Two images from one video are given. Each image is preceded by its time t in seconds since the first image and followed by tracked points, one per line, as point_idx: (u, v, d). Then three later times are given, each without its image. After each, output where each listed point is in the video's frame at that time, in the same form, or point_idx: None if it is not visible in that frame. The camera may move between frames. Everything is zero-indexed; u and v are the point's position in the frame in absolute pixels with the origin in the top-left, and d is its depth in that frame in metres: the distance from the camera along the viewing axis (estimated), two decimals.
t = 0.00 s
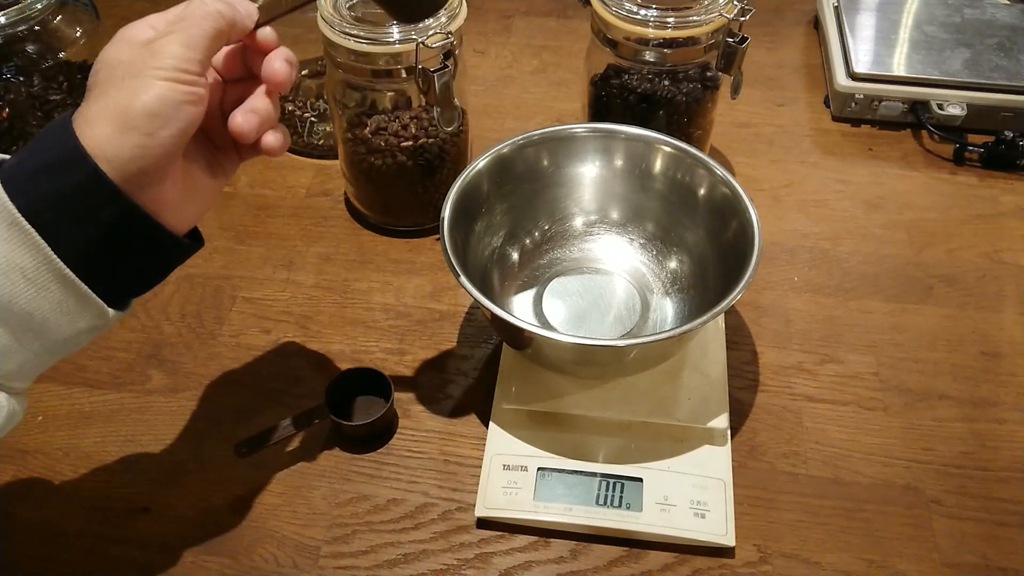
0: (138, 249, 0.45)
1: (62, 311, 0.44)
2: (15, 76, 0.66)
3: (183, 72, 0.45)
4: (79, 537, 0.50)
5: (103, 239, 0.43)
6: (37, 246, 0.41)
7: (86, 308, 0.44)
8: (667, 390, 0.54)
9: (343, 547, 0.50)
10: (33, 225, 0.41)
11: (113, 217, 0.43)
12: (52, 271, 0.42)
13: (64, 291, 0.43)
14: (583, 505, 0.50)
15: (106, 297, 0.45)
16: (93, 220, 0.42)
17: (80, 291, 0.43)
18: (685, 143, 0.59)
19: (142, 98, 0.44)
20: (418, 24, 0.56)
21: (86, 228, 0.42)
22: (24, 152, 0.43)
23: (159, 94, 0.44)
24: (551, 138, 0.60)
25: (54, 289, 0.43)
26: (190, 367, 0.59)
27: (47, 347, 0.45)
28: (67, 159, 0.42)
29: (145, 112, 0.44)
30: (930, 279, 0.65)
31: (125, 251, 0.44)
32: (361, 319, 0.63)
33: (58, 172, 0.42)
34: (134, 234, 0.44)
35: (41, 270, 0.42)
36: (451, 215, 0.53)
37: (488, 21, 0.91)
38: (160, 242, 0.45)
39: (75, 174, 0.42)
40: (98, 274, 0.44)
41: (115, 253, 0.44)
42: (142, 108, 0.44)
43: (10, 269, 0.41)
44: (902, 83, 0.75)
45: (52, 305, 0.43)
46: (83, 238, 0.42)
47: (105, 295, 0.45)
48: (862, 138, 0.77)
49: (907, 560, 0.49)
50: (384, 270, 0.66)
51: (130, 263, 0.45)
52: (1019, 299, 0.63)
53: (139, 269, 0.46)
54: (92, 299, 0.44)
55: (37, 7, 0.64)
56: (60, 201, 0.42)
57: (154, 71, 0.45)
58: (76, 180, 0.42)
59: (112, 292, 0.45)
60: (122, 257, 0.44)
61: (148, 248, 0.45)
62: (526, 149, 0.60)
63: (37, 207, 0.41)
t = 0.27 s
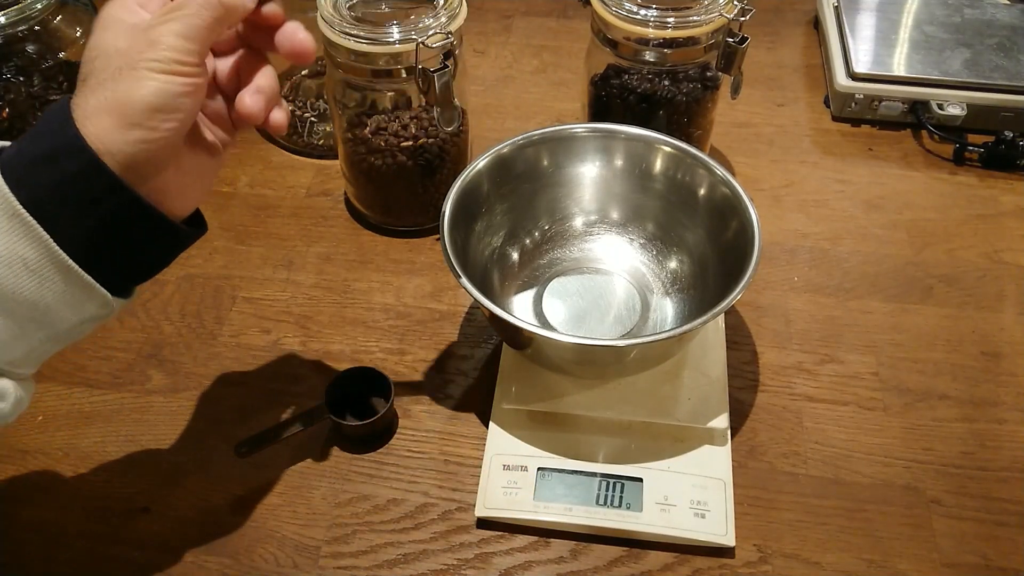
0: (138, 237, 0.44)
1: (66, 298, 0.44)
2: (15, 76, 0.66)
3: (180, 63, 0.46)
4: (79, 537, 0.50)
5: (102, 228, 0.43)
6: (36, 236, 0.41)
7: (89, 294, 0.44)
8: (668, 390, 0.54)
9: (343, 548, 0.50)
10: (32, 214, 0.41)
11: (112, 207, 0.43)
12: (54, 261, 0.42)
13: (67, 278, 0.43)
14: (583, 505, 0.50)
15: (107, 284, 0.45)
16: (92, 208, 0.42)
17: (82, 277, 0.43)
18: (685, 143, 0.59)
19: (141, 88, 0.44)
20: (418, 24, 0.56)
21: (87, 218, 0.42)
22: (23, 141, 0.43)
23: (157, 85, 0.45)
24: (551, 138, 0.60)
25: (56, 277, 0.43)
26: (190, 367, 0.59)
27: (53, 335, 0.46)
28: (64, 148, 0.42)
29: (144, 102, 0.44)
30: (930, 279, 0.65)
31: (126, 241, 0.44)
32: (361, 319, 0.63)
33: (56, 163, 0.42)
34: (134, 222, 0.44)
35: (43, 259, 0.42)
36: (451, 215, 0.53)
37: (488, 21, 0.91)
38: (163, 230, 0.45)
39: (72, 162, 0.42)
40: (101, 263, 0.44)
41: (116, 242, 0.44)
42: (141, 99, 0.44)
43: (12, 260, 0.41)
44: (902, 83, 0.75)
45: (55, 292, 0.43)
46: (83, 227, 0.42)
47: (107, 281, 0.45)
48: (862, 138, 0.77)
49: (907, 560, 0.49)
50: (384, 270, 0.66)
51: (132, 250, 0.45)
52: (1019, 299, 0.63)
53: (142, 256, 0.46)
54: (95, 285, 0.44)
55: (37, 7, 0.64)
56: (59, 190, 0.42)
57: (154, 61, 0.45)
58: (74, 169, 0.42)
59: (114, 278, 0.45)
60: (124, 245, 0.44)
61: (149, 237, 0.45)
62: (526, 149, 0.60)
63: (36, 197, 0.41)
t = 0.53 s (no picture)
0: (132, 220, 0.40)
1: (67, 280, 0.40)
2: (15, 76, 0.66)
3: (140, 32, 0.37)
4: (79, 537, 0.50)
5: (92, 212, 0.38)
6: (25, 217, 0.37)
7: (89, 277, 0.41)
8: (668, 390, 0.54)
9: (343, 547, 0.50)
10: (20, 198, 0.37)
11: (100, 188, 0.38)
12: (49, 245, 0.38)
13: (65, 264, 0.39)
14: (583, 506, 0.50)
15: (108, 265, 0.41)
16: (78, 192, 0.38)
17: (77, 261, 0.39)
18: (685, 143, 0.59)
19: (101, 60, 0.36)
20: (418, 24, 0.56)
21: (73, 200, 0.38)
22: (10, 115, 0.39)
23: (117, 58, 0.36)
24: (551, 138, 0.60)
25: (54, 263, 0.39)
26: (190, 367, 0.59)
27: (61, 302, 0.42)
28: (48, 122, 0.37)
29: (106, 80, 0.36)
30: (930, 279, 0.65)
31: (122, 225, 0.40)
32: (361, 319, 0.63)
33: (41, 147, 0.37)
34: (127, 204, 0.39)
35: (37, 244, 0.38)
36: (451, 216, 0.53)
37: (488, 21, 0.91)
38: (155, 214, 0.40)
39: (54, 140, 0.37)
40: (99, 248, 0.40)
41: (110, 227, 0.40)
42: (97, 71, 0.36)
43: (0, 249, 0.38)
44: (902, 83, 0.75)
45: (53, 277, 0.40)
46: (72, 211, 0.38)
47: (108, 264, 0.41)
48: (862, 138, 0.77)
49: (907, 560, 0.49)
50: (384, 270, 0.66)
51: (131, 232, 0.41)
52: (1019, 299, 0.63)
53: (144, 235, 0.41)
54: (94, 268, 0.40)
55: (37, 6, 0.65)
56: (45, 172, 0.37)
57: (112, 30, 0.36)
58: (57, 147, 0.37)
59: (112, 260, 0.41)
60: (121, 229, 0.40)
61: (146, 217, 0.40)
62: (526, 149, 0.60)
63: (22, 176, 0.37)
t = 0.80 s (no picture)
0: (119, 191, 0.40)
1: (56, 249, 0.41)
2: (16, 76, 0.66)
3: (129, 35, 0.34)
4: (79, 537, 0.50)
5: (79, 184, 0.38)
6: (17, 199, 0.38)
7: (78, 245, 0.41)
8: (668, 390, 0.54)
9: (343, 547, 0.50)
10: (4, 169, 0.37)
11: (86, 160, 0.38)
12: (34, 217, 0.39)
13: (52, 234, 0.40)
14: (583, 505, 0.50)
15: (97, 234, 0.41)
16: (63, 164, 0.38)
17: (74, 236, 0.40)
18: (685, 143, 0.59)
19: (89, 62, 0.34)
20: (418, 24, 0.56)
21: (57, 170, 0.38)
22: None
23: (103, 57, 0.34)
24: (551, 138, 0.60)
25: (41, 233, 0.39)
26: (190, 367, 0.59)
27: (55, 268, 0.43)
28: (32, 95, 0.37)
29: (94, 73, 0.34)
30: (930, 279, 0.65)
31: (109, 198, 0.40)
32: (361, 319, 0.63)
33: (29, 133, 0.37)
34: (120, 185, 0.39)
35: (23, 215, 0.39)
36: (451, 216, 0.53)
37: (488, 21, 0.91)
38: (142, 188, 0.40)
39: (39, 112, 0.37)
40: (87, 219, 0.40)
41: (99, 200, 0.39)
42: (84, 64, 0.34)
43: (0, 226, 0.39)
44: (902, 83, 0.75)
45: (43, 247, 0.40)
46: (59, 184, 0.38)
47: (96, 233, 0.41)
48: (862, 138, 0.77)
49: (907, 560, 0.49)
50: (384, 270, 0.66)
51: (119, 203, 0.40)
52: (1019, 299, 0.63)
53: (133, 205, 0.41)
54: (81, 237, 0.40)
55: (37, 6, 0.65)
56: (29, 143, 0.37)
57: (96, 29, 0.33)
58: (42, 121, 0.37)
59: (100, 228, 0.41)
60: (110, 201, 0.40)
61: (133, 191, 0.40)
62: (526, 149, 0.60)
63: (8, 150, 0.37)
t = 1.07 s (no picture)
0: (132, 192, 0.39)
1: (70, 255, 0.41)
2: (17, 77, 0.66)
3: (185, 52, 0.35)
4: (79, 537, 0.50)
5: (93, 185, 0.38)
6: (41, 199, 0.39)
7: (92, 254, 0.41)
8: (667, 390, 0.54)
9: (343, 547, 0.50)
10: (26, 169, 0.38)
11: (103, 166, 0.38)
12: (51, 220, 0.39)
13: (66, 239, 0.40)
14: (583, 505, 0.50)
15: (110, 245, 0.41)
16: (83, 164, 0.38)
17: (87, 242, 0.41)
18: (685, 143, 0.59)
19: (139, 78, 0.35)
20: (418, 24, 0.56)
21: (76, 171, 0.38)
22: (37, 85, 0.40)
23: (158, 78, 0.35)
24: (552, 138, 0.60)
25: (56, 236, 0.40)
26: (190, 367, 0.59)
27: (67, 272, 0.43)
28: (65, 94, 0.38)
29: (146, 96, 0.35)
30: (930, 279, 0.65)
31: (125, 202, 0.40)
32: (361, 319, 0.63)
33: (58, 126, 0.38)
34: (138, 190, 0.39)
35: (41, 216, 0.39)
36: (451, 216, 0.53)
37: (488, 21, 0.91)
38: (156, 193, 0.40)
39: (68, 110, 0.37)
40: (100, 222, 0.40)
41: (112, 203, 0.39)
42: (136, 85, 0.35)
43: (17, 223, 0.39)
44: (902, 83, 0.75)
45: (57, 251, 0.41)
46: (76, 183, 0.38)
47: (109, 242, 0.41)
48: (862, 138, 0.77)
49: (907, 560, 0.49)
50: (384, 270, 0.66)
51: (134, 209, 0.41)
52: (1018, 299, 0.63)
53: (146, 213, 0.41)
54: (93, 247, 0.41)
55: (37, 6, 0.65)
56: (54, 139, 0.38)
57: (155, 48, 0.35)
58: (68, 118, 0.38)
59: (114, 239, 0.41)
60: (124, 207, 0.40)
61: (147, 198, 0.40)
62: (527, 149, 0.60)
63: (32, 145, 0.38)
